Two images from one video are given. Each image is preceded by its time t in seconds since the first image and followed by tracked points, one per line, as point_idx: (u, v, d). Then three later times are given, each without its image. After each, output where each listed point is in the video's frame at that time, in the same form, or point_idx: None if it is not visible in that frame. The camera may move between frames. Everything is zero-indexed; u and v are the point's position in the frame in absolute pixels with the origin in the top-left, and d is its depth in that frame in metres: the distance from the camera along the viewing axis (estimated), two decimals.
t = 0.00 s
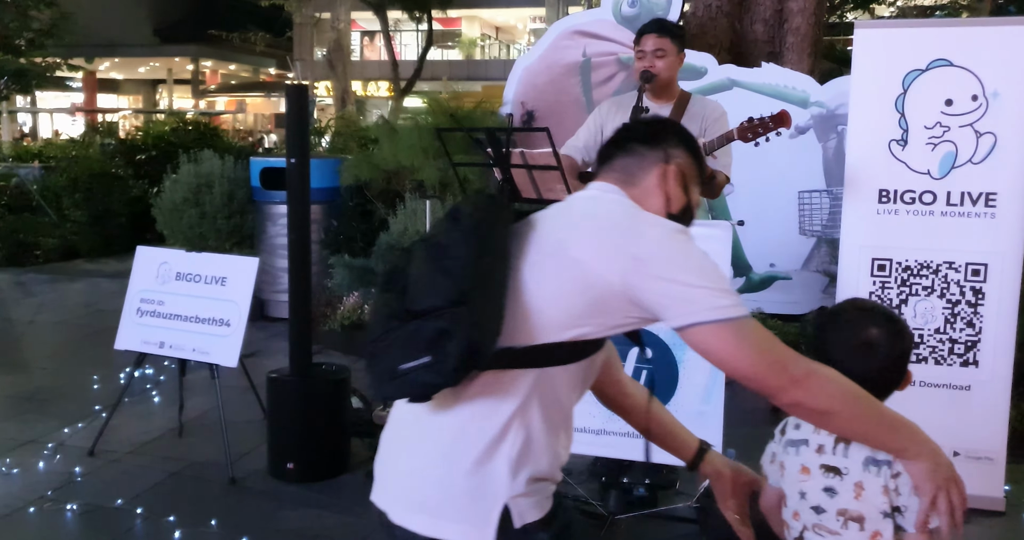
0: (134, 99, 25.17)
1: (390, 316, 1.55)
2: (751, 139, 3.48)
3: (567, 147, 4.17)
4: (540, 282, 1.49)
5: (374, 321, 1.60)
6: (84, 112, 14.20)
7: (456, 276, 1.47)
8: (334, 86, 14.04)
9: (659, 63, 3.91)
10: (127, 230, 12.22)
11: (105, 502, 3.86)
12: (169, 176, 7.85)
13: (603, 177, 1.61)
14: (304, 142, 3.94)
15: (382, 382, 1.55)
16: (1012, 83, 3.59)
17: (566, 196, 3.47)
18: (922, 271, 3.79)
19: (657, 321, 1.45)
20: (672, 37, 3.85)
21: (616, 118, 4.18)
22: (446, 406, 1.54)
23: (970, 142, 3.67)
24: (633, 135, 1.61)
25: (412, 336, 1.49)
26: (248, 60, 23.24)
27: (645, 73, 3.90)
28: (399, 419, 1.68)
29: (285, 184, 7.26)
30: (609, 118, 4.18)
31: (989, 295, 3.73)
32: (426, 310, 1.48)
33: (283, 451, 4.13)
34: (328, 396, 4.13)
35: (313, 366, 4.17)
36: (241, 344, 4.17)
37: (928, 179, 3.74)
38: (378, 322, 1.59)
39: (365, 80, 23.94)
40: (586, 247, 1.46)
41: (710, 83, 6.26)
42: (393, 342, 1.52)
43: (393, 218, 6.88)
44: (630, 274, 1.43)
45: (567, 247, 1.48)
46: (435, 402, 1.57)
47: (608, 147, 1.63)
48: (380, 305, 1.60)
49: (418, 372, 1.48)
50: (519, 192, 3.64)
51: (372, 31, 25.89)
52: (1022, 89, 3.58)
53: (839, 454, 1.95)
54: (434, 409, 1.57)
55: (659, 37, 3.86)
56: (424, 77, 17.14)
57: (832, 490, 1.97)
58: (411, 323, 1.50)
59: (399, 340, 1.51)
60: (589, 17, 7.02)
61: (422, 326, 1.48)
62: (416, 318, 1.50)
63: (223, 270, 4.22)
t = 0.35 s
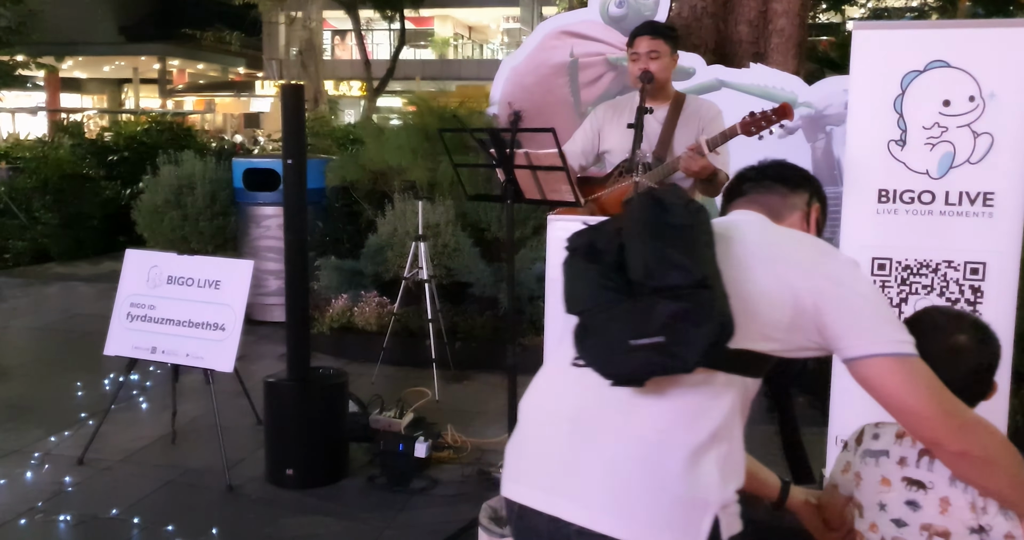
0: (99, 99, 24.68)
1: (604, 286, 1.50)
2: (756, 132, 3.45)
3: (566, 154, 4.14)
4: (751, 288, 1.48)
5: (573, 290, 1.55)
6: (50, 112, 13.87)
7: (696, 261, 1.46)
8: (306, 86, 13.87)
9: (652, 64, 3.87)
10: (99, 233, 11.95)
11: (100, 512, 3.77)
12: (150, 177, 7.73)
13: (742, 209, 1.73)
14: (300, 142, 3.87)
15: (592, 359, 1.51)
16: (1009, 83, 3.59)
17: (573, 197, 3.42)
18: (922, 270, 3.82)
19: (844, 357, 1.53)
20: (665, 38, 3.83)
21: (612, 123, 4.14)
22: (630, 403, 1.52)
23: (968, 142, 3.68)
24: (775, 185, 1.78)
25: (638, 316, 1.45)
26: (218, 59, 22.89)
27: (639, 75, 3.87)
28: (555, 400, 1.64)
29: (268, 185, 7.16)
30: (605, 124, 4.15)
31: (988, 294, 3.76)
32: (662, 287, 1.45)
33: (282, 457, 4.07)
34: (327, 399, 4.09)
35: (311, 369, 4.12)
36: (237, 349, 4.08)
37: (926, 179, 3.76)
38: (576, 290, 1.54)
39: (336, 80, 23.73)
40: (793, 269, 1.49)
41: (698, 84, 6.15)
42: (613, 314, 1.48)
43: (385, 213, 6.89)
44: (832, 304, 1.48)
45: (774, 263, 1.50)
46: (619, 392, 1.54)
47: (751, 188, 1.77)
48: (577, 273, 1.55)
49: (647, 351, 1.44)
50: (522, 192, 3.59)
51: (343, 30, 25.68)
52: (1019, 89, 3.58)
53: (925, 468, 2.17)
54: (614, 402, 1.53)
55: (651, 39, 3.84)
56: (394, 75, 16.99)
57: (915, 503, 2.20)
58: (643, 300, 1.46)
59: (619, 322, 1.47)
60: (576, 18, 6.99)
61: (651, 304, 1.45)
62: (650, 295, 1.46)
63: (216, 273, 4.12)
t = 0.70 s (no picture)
0: (67, 97, 24.22)
1: (777, 312, 1.67)
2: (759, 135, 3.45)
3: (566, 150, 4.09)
4: (898, 304, 1.75)
5: (745, 311, 1.72)
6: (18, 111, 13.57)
7: (867, 283, 1.65)
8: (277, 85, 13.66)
9: (656, 60, 3.84)
10: (73, 236, 11.69)
11: (92, 521, 3.68)
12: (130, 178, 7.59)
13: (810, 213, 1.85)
14: (295, 140, 3.77)
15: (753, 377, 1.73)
16: (1008, 82, 3.60)
17: (577, 197, 3.40)
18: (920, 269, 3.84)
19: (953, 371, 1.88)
20: (669, 34, 3.81)
21: (611, 118, 4.10)
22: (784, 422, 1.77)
23: (966, 142, 3.70)
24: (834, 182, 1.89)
25: (828, 340, 1.64)
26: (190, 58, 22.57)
27: (642, 71, 3.84)
28: (683, 413, 1.87)
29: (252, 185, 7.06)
30: (604, 119, 4.11)
31: (986, 293, 3.78)
32: (841, 306, 1.64)
33: (279, 462, 4.01)
34: (324, 404, 4.02)
35: (306, 373, 4.05)
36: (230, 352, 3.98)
37: (925, 178, 3.78)
38: (739, 315, 1.72)
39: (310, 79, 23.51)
40: (921, 293, 1.79)
41: (686, 83, 6.10)
42: (798, 337, 1.66)
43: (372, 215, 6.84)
44: (945, 318, 1.82)
45: (906, 283, 1.78)
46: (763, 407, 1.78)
47: (818, 184, 1.86)
48: (741, 297, 1.73)
49: (841, 376, 1.65)
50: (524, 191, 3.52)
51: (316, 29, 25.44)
52: (1018, 88, 3.59)
53: (978, 471, 2.36)
54: (755, 415, 1.79)
55: (655, 35, 3.82)
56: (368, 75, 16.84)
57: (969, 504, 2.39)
58: (826, 321, 1.65)
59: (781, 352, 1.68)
60: (562, 16, 6.96)
61: (825, 331, 1.64)
62: (829, 318, 1.65)
63: (207, 275, 4.02)
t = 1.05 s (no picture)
0: (36, 97, 23.76)
1: (931, 345, 1.42)
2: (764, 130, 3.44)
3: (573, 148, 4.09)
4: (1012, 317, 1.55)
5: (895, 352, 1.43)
6: None
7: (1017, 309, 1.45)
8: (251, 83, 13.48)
9: (661, 57, 3.91)
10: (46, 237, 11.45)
11: (83, 533, 3.58)
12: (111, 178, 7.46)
13: (820, 202, 1.79)
14: (291, 140, 3.70)
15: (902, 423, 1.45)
16: (1006, 83, 3.62)
17: (581, 198, 3.36)
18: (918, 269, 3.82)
19: None
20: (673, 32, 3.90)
21: (611, 121, 4.13)
22: (927, 468, 1.49)
23: (965, 142, 3.70)
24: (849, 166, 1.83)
25: (990, 380, 1.41)
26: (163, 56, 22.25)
27: (648, 66, 3.90)
28: (803, 468, 1.54)
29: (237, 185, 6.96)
30: (605, 121, 4.14)
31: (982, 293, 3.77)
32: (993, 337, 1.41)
33: (274, 469, 3.93)
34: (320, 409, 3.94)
35: (301, 377, 3.97)
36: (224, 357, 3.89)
37: (924, 178, 3.77)
38: (882, 351, 1.44)
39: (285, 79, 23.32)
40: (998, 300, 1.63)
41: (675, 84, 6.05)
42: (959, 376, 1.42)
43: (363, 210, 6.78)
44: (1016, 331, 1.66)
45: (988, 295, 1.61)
46: (906, 456, 1.49)
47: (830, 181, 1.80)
48: (880, 329, 1.44)
49: (1006, 418, 1.43)
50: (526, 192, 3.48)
51: (291, 28, 25.25)
52: (1016, 89, 3.61)
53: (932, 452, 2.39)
54: (896, 465, 1.49)
55: (659, 32, 3.90)
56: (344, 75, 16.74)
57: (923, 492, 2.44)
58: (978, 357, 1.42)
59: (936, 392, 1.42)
60: (550, 15, 6.90)
61: (987, 366, 1.42)
62: (982, 352, 1.42)
63: (200, 278, 3.93)
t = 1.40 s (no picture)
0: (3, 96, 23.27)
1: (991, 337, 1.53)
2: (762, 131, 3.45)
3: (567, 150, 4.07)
4: None
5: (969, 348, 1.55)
6: None
7: None
8: (224, 83, 13.31)
9: (655, 58, 3.88)
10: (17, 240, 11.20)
11: None
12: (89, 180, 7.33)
13: (774, 205, 1.99)
14: (285, 142, 3.65)
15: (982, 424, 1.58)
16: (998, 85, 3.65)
17: (580, 200, 3.34)
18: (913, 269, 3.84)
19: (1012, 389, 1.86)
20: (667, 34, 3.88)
21: (607, 123, 4.10)
22: (992, 467, 1.62)
23: (958, 143, 3.72)
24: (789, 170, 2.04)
25: None
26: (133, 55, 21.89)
27: (642, 68, 3.87)
28: (886, 481, 1.61)
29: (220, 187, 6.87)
30: (599, 122, 4.11)
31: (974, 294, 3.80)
32: None
33: (267, 476, 3.87)
34: (312, 414, 3.88)
35: (293, 383, 3.91)
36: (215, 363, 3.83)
37: (917, 179, 3.78)
38: (964, 359, 1.55)
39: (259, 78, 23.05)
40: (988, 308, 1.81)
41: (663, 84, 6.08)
42: None
43: (349, 213, 6.73)
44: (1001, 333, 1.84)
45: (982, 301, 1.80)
46: (978, 458, 1.61)
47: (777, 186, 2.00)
48: (963, 339, 1.56)
49: None
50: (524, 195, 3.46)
51: (264, 28, 24.99)
52: (1008, 91, 3.64)
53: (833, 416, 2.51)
54: (970, 467, 1.61)
55: (653, 33, 3.87)
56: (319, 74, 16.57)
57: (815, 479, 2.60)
58: None
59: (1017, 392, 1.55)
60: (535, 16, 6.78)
61: None
62: None
63: (189, 283, 3.86)
